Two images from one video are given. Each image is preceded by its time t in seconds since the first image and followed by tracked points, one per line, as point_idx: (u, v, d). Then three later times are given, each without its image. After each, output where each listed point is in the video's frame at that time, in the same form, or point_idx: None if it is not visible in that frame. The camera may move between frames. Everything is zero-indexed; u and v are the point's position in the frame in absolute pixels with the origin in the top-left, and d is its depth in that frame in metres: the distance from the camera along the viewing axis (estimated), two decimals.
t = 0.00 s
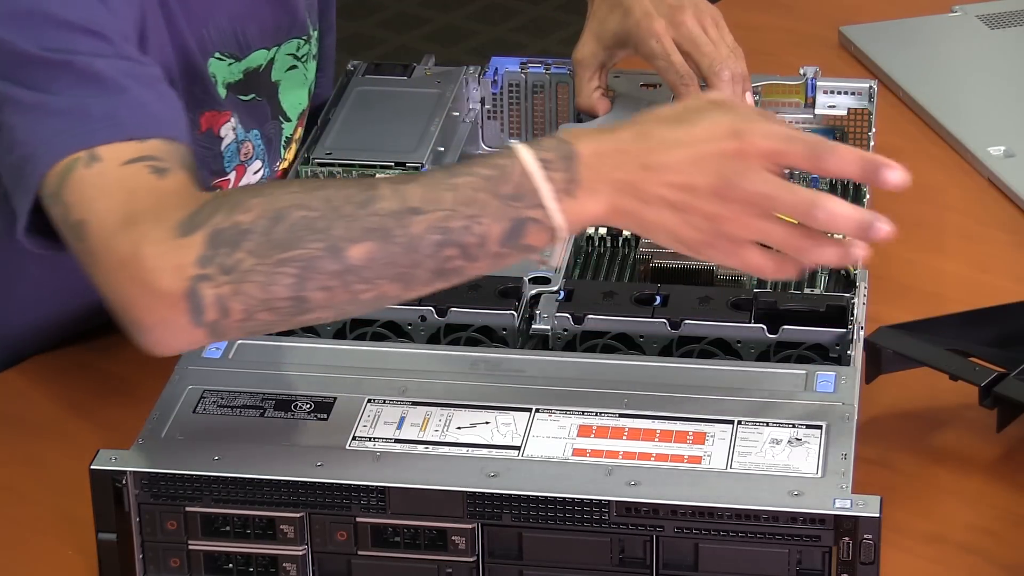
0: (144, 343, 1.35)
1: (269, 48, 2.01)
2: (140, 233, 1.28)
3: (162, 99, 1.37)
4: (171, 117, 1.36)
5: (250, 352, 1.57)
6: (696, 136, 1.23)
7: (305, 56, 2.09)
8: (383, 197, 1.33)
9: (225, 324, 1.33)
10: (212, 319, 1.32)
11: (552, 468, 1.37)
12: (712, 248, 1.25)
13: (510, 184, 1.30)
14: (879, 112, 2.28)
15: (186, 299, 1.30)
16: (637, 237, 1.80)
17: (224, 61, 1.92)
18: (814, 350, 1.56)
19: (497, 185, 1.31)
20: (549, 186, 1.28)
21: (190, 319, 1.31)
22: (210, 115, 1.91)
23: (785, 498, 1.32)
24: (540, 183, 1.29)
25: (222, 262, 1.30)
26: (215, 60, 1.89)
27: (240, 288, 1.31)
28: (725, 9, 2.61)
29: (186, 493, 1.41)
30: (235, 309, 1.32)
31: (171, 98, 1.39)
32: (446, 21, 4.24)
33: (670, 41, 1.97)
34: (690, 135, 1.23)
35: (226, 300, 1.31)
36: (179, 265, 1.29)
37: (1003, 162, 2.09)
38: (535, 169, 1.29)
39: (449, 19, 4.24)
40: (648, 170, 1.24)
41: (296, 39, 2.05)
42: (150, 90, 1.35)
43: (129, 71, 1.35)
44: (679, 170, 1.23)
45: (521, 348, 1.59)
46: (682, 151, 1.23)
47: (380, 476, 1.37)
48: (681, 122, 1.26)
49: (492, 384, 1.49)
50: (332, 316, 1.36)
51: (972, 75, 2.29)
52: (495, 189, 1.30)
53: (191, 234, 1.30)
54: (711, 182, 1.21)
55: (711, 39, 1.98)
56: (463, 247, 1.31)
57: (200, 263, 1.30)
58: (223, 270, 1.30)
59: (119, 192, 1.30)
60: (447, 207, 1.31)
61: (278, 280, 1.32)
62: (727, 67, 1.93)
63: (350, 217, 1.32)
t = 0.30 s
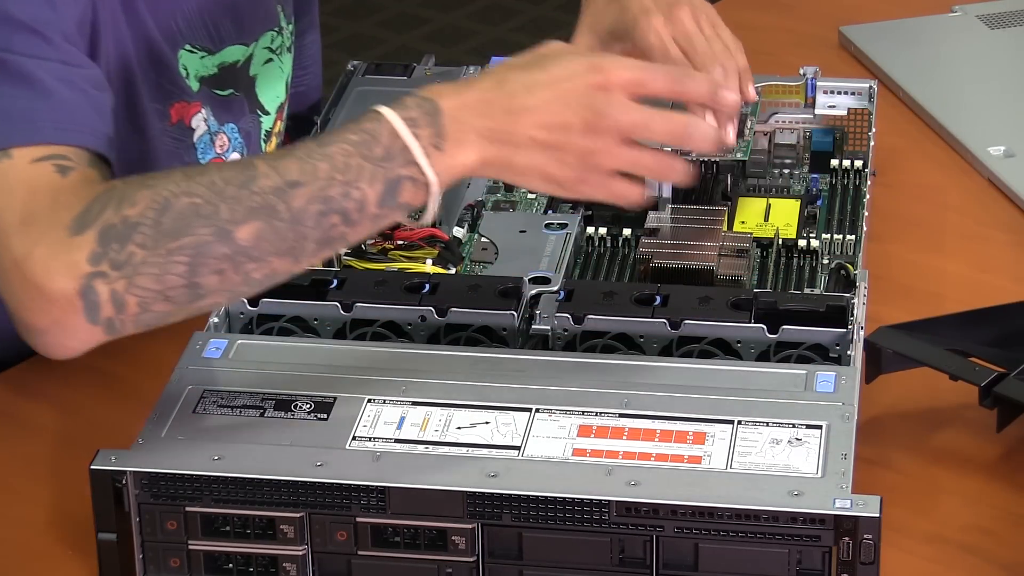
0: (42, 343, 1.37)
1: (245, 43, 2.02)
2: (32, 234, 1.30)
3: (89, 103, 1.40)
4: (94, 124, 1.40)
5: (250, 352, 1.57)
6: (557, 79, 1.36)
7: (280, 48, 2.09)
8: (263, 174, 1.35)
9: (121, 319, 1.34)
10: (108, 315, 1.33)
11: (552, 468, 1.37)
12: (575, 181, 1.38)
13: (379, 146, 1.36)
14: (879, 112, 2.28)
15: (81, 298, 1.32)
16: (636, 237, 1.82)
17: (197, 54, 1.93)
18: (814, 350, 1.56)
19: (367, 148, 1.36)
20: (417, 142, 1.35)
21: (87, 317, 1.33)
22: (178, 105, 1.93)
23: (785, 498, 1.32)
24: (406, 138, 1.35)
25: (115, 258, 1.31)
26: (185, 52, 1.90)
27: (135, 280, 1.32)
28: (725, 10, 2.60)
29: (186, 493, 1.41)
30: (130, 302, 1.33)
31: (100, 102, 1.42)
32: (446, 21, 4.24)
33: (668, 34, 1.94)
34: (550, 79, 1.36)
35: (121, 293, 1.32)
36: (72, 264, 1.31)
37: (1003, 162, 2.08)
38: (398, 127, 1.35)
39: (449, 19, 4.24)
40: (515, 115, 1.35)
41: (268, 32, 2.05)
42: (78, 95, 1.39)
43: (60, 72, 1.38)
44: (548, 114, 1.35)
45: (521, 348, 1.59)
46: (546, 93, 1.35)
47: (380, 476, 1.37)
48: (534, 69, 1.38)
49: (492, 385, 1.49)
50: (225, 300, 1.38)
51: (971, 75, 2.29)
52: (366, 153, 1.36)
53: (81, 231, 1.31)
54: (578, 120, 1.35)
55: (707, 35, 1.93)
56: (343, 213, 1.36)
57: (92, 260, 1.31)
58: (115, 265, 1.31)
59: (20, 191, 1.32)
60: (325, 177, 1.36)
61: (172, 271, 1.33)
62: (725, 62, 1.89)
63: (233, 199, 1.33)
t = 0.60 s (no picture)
0: (25, 270, 1.26)
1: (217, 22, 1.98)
2: (45, 159, 1.23)
3: (59, 51, 1.33)
4: (67, 73, 1.32)
5: (251, 352, 1.57)
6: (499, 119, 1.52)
7: (248, 34, 2.05)
8: (263, 144, 1.35)
9: (119, 254, 1.28)
10: (109, 248, 1.27)
11: (552, 468, 1.37)
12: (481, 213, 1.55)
13: (360, 146, 1.41)
14: (879, 112, 2.28)
15: (87, 228, 1.25)
16: (636, 237, 1.82)
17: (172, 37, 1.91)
18: (814, 350, 1.56)
19: (349, 147, 1.40)
20: (388, 155, 1.43)
21: (90, 249, 1.26)
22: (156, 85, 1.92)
23: (785, 498, 1.32)
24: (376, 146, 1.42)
25: (125, 193, 1.27)
26: (162, 34, 1.89)
27: (140, 218, 1.28)
28: (726, 10, 2.60)
29: (186, 493, 1.41)
30: (133, 239, 1.28)
31: (71, 53, 1.35)
32: (446, 21, 4.24)
33: None
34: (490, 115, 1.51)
35: (126, 230, 1.28)
36: (82, 193, 1.24)
37: (1003, 162, 2.08)
38: (378, 137, 1.42)
39: (449, 20, 4.24)
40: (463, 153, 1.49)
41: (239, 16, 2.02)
42: (58, 50, 1.33)
43: (23, 17, 1.32)
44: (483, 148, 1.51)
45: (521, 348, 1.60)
46: (488, 139, 1.50)
47: (380, 476, 1.37)
48: (462, 105, 1.52)
49: (492, 385, 1.49)
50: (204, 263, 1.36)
51: (971, 75, 2.29)
52: (349, 151, 1.40)
53: (93, 165, 1.25)
54: (511, 158, 1.52)
55: None
56: (316, 200, 1.39)
57: (104, 191, 1.26)
58: (124, 201, 1.27)
59: (22, 124, 1.25)
60: (313, 163, 1.37)
61: (174, 217, 1.30)
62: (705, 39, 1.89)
63: (240, 161, 1.33)
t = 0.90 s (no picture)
0: (49, 266, 1.34)
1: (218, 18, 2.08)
2: (30, 151, 1.27)
3: (54, 26, 1.44)
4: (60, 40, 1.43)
5: (250, 352, 1.57)
6: None
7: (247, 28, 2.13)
8: (231, 59, 1.32)
9: (128, 221, 1.33)
10: (118, 218, 1.32)
11: (553, 468, 1.37)
12: None
13: (324, 25, 1.34)
14: (880, 111, 2.28)
15: (88, 206, 1.30)
16: (636, 237, 1.82)
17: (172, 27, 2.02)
18: (814, 350, 1.56)
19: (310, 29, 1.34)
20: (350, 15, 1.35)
21: (98, 225, 1.31)
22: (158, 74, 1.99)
23: (785, 498, 1.32)
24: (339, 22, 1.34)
25: (113, 161, 1.30)
26: (161, 24, 2.00)
27: (136, 182, 1.31)
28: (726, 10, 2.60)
29: (186, 492, 1.41)
30: (136, 203, 1.33)
31: (67, 26, 1.46)
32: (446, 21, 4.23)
33: None
34: None
35: (126, 197, 1.32)
36: (74, 173, 1.29)
37: (1004, 162, 2.09)
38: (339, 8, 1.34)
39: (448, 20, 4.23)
40: None
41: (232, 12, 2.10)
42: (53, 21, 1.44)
43: None
44: None
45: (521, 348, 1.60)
46: None
47: (380, 476, 1.37)
48: None
49: (492, 385, 1.49)
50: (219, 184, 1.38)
51: (972, 75, 2.29)
52: (314, 31, 1.34)
53: (75, 142, 1.28)
54: None
55: None
56: (299, 95, 1.36)
57: (94, 166, 1.29)
58: (116, 168, 1.30)
59: (12, 113, 1.30)
60: (284, 58, 1.34)
61: (168, 165, 1.32)
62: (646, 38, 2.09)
63: (211, 86, 1.31)
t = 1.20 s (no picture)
0: None
1: (269, 34, 1.93)
2: None
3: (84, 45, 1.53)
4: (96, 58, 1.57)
5: (250, 352, 1.57)
6: (348, 169, 1.46)
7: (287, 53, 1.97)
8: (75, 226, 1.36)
9: None
10: None
11: (553, 468, 1.37)
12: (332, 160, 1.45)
13: (193, 185, 1.39)
14: (880, 112, 2.28)
15: None
16: (636, 237, 1.82)
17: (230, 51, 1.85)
18: (814, 350, 1.56)
19: (169, 196, 1.38)
20: (219, 180, 1.39)
21: None
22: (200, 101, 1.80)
23: (785, 498, 1.32)
24: (211, 176, 1.39)
25: None
26: (220, 48, 1.83)
27: None
28: (726, 10, 2.60)
29: (186, 493, 1.41)
30: None
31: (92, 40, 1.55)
32: (446, 20, 4.23)
33: None
34: (341, 160, 1.46)
35: None
36: None
37: (1004, 162, 2.08)
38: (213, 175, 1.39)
39: (448, 20, 4.23)
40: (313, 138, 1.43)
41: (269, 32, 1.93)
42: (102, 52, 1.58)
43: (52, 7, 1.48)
44: (354, 77, 1.46)
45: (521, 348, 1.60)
46: (335, 129, 1.44)
47: (380, 476, 1.37)
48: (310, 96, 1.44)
49: (492, 384, 1.49)
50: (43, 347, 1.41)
51: (971, 75, 2.29)
52: (170, 202, 1.38)
53: None
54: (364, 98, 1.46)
55: None
56: (152, 256, 1.39)
57: None
58: None
59: None
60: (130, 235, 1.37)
61: None
62: (592, 62, 2.40)
63: (50, 256, 1.34)
